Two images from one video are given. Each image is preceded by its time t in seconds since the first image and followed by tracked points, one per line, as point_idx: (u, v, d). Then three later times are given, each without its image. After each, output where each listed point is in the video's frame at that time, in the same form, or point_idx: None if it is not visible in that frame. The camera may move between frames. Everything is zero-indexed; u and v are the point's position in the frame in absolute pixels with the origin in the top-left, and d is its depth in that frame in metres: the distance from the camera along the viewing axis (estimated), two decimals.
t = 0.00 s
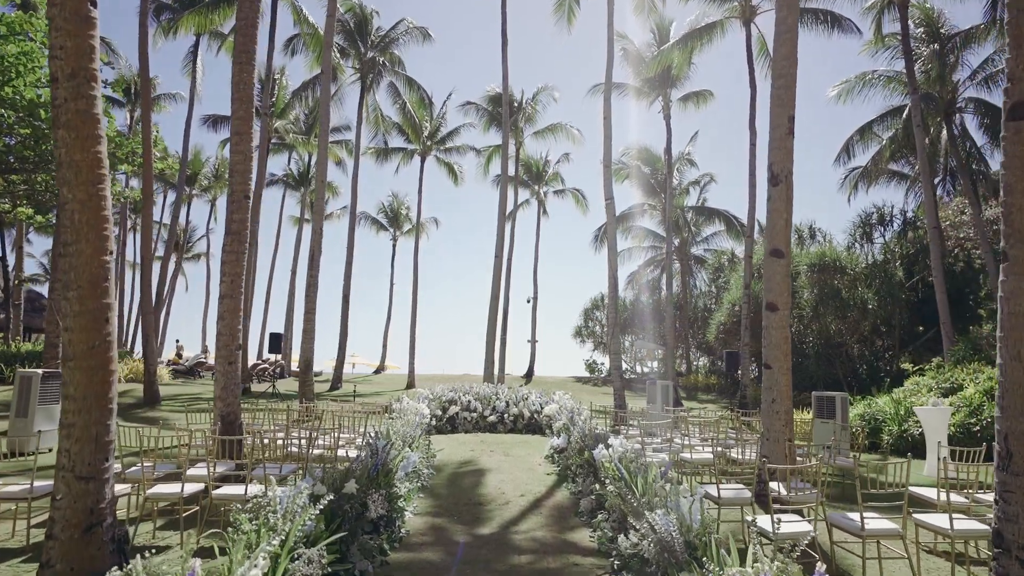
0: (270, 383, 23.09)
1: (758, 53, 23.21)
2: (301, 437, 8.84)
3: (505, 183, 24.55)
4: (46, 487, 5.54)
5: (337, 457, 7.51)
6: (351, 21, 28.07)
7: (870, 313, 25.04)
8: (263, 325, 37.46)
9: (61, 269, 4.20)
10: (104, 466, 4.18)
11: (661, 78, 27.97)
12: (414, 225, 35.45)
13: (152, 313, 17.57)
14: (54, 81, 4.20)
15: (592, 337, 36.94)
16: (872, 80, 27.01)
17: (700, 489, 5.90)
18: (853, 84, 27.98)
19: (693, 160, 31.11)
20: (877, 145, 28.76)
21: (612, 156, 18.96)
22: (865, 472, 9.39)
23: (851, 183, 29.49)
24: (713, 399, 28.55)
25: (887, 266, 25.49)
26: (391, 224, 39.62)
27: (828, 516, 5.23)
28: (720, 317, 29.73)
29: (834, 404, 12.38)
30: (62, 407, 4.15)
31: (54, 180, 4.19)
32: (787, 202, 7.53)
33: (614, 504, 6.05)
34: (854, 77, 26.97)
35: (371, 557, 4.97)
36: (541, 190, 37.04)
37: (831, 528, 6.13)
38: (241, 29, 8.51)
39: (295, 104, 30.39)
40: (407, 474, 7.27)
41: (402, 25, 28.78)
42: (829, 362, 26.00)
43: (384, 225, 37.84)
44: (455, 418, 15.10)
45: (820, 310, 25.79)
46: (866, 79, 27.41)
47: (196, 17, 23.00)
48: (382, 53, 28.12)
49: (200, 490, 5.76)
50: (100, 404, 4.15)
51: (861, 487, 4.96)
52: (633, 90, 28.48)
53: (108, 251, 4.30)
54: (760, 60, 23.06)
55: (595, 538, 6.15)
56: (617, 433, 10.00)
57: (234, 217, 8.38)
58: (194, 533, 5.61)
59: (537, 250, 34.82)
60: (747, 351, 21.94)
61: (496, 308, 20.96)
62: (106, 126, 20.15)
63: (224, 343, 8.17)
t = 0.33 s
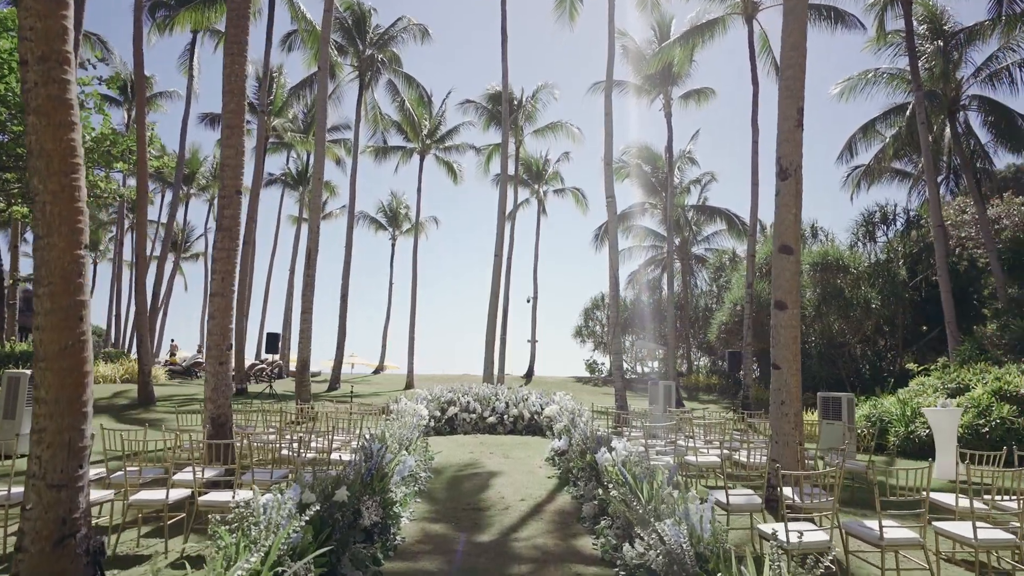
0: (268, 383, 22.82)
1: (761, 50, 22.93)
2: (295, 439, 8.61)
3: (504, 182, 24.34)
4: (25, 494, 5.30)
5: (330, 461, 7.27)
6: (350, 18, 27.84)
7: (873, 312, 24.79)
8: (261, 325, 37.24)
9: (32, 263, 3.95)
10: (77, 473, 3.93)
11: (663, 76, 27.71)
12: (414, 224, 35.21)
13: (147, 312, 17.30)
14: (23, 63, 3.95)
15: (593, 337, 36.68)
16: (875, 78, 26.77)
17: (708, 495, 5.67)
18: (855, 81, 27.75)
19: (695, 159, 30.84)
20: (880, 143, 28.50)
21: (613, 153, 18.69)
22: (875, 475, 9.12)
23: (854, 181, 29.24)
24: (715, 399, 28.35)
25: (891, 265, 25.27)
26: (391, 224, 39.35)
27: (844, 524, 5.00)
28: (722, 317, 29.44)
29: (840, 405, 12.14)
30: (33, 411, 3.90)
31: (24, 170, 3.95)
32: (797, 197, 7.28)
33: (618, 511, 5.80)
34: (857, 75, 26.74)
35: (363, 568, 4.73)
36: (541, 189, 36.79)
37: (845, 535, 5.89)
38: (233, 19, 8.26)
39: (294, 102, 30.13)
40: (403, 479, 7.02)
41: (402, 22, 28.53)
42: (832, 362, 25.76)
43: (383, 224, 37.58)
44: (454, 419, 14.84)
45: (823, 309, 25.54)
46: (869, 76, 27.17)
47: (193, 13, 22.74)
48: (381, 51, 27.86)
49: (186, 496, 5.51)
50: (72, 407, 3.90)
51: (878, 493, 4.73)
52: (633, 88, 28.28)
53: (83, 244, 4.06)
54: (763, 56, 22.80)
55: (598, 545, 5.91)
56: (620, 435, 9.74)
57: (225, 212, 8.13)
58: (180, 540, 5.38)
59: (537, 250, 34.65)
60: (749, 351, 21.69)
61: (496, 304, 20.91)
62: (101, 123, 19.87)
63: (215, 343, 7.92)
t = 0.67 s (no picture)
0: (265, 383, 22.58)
1: (764, 46, 22.71)
2: (289, 441, 8.38)
3: (504, 180, 24.12)
4: None
5: (324, 465, 7.04)
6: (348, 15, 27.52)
7: (876, 312, 24.57)
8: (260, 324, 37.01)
9: None
10: (47, 480, 3.71)
11: (664, 73, 27.47)
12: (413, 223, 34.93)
13: (141, 311, 17.04)
14: None
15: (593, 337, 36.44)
16: (878, 75, 26.52)
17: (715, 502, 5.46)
18: (858, 79, 27.50)
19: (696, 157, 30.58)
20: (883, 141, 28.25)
21: (613, 151, 18.45)
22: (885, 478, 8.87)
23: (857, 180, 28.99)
24: (716, 399, 28.12)
25: (894, 264, 25.03)
26: (390, 223, 39.12)
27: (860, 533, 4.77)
28: (723, 317, 29.18)
29: (846, 405, 11.90)
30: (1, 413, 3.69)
31: None
32: (806, 191, 7.03)
33: (622, 517, 5.57)
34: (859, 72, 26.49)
35: None
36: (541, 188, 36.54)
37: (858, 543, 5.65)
38: (223, 7, 8.02)
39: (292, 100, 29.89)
40: (398, 483, 6.78)
41: (402, 19, 28.28)
42: (835, 362, 25.51)
43: (382, 224, 37.36)
44: (452, 419, 14.60)
45: (826, 309, 25.29)
46: (872, 73, 26.92)
47: (189, 9, 22.48)
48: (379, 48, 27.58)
49: (170, 502, 5.27)
50: (42, 409, 3.69)
51: (896, 501, 4.51)
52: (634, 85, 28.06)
53: (53, 236, 3.89)
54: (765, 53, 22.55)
55: (601, 553, 5.68)
56: (622, 437, 9.51)
57: (215, 208, 7.90)
58: (163, 548, 5.15)
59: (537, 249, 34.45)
60: (752, 351, 21.43)
61: (496, 303, 20.67)
62: (96, 120, 19.62)
63: (204, 343, 7.69)
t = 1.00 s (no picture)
0: (262, 384, 22.32)
1: (766, 43, 22.50)
2: (281, 444, 8.12)
3: (504, 179, 23.90)
4: None
5: (316, 468, 6.79)
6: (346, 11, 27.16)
7: (879, 312, 24.33)
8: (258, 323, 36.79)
9: None
10: (15, 486, 3.78)
11: (665, 71, 27.23)
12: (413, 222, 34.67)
13: (137, 311, 16.79)
14: None
15: (593, 337, 36.21)
16: (880, 73, 26.30)
17: (725, 508, 5.24)
18: (861, 76, 27.28)
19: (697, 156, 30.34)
20: (886, 139, 28.00)
21: (615, 148, 18.20)
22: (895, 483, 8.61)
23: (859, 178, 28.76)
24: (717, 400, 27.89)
25: (898, 264, 24.80)
26: (389, 223, 38.89)
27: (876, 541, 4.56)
28: (725, 317, 28.95)
29: (852, 406, 11.66)
30: None
31: None
32: (816, 185, 6.80)
33: (626, 523, 5.35)
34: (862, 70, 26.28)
35: None
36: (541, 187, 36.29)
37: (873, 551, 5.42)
38: None
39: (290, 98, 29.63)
40: (394, 487, 6.52)
41: (401, 16, 28.04)
42: (838, 362, 25.28)
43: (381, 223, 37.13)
44: (451, 421, 14.36)
45: (829, 309, 25.05)
46: (875, 71, 26.69)
47: (185, 5, 22.24)
48: (378, 45, 27.32)
49: (153, 508, 5.06)
50: (8, 413, 3.77)
51: (918, 509, 4.28)
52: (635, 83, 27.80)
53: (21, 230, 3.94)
54: (768, 50, 22.34)
55: (605, 562, 5.44)
56: (625, 439, 9.27)
57: (205, 203, 7.67)
58: (146, 557, 4.94)
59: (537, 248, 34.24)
60: (754, 351, 21.18)
61: (495, 303, 20.41)
62: (91, 117, 19.38)
63: (194, 342, 7.46)
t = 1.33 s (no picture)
0: (259, 385, 22.06)
1: (769, 40, 22.27)
2: (276, 447, 7.89)
3: (504, 178, 23.67)
4: None
5: (311, 473, 6.56)
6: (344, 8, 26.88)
7: (883, 312, 24.09)
8: (257, 323, 36.58)
9: None
10: None
11: (667, 69, 26.97)
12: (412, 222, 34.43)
13: (131, 310, 16.54)
14: None
15: (594, 337, 35.99)
16: (884, 71, 26.06)
17: (737, 515, 5.02)
18: (865, 74, 27.05)
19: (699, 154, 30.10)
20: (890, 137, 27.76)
21: (617, 146, 17.94)
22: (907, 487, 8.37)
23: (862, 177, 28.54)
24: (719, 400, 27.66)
25: (902, 263, 24.56)
26: (388, 222, 38.66)
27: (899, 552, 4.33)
28: (726, 316, 28.72)
29: (860, 408, 11.42)
30: None
31: None
32: (829, 180, 6.56)
33: (633, 531, 5.12)
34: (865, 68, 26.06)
35: None
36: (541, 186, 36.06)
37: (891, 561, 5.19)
38: None
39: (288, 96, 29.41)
40: (390, 493, 6.28)
41: (400, 14, 27.79)
42: (840, 362, 25.06)
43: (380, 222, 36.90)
44: (450, 422, 14.11)
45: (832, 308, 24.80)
46: (878, 69, 26.46)
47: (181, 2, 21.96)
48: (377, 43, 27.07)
49: (137, 517, 4.82)
50: None
51: (946, 520, 4.03)
52: (637, 81, 27.56)
53: None
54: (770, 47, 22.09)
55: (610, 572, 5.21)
56: (629, 442, 9.05)
57: (196, 198, 7.42)
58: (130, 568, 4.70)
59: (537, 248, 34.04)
60: (757, 352, 20.94)
61: (495, 303, 20.16)
62: (86, 114, 19.11)
63: (184, 342, 7.23)
